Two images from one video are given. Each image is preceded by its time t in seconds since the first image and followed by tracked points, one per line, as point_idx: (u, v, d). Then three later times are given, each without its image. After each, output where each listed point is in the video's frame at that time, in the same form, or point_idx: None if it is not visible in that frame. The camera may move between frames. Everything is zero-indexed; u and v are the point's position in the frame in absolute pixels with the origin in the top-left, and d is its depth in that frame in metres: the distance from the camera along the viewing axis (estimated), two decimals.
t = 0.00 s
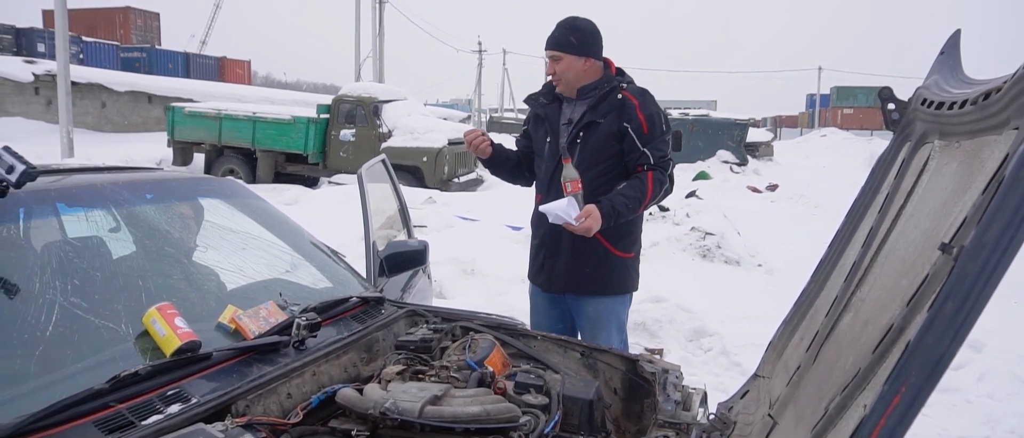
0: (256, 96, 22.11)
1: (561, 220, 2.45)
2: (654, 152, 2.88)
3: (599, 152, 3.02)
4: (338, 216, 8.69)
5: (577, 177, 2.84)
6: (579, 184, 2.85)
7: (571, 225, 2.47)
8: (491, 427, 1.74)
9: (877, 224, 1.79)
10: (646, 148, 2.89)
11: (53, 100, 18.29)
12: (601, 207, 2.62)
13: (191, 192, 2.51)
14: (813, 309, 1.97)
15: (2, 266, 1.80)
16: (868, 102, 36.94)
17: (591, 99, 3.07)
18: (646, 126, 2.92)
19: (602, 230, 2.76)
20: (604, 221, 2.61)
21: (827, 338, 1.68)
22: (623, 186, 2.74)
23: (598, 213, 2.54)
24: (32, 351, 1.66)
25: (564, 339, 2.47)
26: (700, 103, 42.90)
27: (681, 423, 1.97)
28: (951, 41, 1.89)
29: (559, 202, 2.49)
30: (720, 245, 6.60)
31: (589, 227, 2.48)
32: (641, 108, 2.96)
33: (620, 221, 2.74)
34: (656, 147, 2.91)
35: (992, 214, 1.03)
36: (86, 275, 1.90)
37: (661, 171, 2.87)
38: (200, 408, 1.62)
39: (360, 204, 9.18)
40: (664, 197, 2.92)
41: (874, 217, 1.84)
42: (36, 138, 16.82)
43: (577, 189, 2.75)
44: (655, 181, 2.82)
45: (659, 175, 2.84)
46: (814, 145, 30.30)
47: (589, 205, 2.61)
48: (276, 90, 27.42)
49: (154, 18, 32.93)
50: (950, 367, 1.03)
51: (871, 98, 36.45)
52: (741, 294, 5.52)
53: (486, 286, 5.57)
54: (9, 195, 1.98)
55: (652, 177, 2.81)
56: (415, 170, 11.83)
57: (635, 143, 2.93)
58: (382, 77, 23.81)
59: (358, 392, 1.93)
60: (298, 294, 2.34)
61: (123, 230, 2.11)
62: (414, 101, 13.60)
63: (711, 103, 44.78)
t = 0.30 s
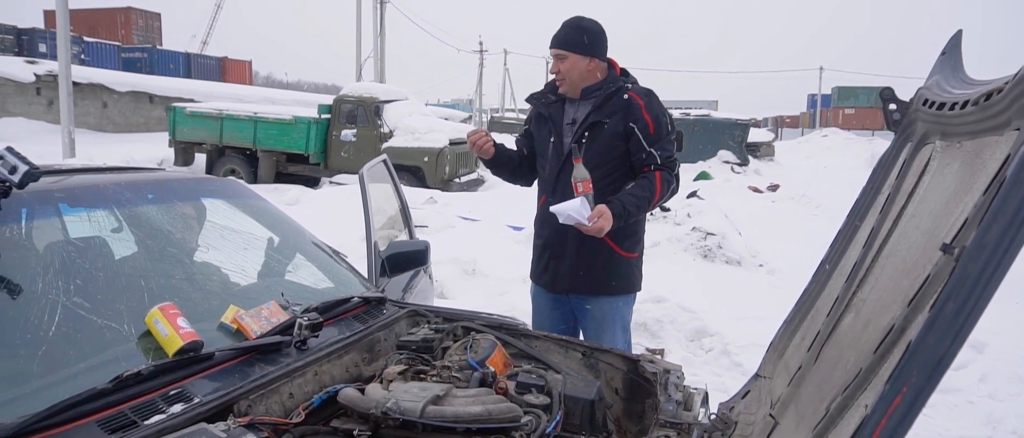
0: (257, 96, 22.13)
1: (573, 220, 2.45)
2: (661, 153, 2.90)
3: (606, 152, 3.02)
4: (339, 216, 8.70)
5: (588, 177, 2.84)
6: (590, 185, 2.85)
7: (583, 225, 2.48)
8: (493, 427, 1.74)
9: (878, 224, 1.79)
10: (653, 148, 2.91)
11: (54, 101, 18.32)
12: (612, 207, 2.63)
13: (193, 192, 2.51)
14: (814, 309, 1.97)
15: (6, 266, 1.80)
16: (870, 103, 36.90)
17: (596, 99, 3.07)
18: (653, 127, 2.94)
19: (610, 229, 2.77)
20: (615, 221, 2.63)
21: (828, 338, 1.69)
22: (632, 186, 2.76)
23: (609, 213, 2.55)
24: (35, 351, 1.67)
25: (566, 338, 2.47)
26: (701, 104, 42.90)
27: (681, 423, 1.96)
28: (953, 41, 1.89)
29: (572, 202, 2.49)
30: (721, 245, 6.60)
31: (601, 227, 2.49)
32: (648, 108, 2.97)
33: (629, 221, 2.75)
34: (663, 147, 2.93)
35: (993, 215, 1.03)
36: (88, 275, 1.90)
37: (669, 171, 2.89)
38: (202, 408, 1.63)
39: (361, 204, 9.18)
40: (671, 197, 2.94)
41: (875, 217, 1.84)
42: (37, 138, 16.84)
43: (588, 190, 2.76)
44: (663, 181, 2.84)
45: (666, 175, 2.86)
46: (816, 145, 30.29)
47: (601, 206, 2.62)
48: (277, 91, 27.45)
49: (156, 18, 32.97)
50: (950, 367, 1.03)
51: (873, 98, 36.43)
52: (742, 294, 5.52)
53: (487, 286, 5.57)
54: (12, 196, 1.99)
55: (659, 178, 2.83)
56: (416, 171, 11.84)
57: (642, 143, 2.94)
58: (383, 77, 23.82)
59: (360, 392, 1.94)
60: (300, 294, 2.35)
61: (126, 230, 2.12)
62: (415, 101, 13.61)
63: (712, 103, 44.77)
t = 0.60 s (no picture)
0: (257, 96, 22.12)
1: (584, 219, 2.46)
2: (666, 152, 2.92)
3: (610, 151, 3.02)
4: (339, 215, 8.70)
5: (596, 176, 2.82)
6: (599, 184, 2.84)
7: (595, 224, 2.48)
8: (494, 427, 1.74)
9: (879, 224, 1.79)
10: (658, 147, 2.92)
11: (54, 100, 18.32)
12: (621, 206, 2.64)
13: (194, 192, 2.51)
14: (815, 309, 1.97)
15: (5, 266, 1.80)
16: (870, 102, 36.88)
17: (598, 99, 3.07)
18: (657, 126, 2.95)
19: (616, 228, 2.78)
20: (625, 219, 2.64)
21: (829, 338, 1.69)
22: (639, 185, 2.76)
23: (619, 212, 2.56)
24: (35, 350, 1.67)
25: (566, 338, 2.47)
26: (701, 104, 42.88)
27: (682, 422, 1.96)
28: (953, 40, 1.89)
29: (583, 201, 2.49)
30: (721, 245, 6.60)
31: (613, 226, 2.50)
32: (652, 108, 2.97)
33: (636, 220, 2.76)
34: (667, 146, 2.94)
35: (994, 213, 1.03)
36: (88, 274, 1.90)
37: (674, 170, 2.91)
38: (202, 407, 1.63)
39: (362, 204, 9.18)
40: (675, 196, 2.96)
41: (875, 217, 1.84)
42: (37, 138, 16.83)
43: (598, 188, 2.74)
44: (669, 180, 2.85)
45: (672, 174, 2.88)
46: (816, 144, 30.28)
47: (610, 205, 2.62)
48: (277, 91, 27.45)
49: (157, 18, 32.99)
50: (951, 366, 1.03)
51: (873, 98, 36.44)
52: (743, 294, 5.51)
53: (488, 286, 5.56)
54: (12, 195, 1.99)
55: (665, 177, 2.85)
56: (416, 170, 11.84)
57: (646, 142, 2.95)
58: (383, 77, 23.82)
59: (360, 392, 1.93)
60: (301, 294, 2.35)
61: (127, 229, 2.12)
62: (415, 101, 13.60)
63: (712, 103, 44.77)
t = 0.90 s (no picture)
0: (257, 96, 22.11)
1: (591, 218, 2.45)
2: (669, 151, 2.92)
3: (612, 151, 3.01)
4: (339, 216, 8.69)
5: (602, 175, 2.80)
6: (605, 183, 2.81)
7: (600, 223, 2.48)
8: (494, 426, 1.74)
9: (879, 223, 1.79)
10: (660, 147, 2.93)
11: (54, 100, 18.30)
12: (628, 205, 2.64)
13: (193, 191, 2.51)
14: (815, 308, 1.97)
15: (5, 265, 1.80)
16: (870, 102, 36.89)
17: (600, 98, 3.07)
18: (660, 126, 2.95)
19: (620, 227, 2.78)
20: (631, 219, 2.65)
21: (829, 337, 1.69)
22: (643, 184, 2.76)
23: (625, 211, 2.56)
24: (35, 349, 1.67)
25: (566, 338, 2.46)
26: (701, 104, 42.87)
27: (682, 422, 1.96)
28: (953, 40, 1.89)
29: (589, 200, 2.49)
30: (721, 245, 6.59)
31: (619, 225, 2.49)
32: (654, 107, 2.98)
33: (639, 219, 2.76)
34: (670, 146, 2.95)
35: (994, 212, 1.03)
36: (88, 274, 1.90)
37: (677, 170, 2.92)
38: (202, 407, 1.62)
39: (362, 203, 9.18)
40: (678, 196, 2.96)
41: (874, 217, 1.84)
42: (37, 137, 16.83)
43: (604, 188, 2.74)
44: (672, 179, 2.86)
45: (675, 174, 2.88)
46: (816, 144, 30.27)
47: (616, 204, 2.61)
48: (277, 90, 27.44)
49: (157, 18, 33.01)
50: (951, 366, 1.03)
51: (873, 98, 36.44)
52: (743, 294, 5.51)
53: (487, 286, 5.56)
54: (11, 194, 1.98)
55: (669, 176, 2.85)
56: (416, 170, 11.84)
57: (649, 142, 2.95)
58: (383, 77, 23.81)
59: (360, 391, 1.93)
60: (301, 293, 2.35)
61: (126, 228, 2.12)
62: (415, 101, 13.59)
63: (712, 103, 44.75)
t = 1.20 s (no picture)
0: (257, 96, 22.10)
1: (581, 219, 2.45)
2: (666, 151, 2.92)
3: (610, 151, 3.01)
4: (339, 215, 8.68)
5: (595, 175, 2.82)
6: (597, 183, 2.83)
7: (592, 224, 2.47)
8: (493, 426, 1.74)
9: (878, 223, 1.79)
10: (657, 147, 2.92)
11: (53, 100, 18.29)
12: (619, 205, 2.64)
13: (193, 191, 2.51)
14: (814, 308, 1.96)
15: (4, 265, 1.79)
16: (870, 102, 36.93)
17: (598, 98, 3.07)
18: (657, 125, 2.94)
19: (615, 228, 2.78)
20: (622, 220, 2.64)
21: (828, 337, 1.69)
22: (638, 185, 2.76)
23: (617, 211, 2.55)
24: (34, 349, 1.66)
25: (566, 338, 2.46)
26: (700, 104, 42.86)
27: (682, 422, 1.96)
28: (952, 40, 1.89)
29: (580, 200, 2.50)
30: (721, 245, 6.59)
31: (610, 225, 2.50)
32: (651, 107, 2.97)
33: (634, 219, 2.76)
34: (667, 145, 2.95)
35: (995, 211, 1.03)
36: (87, 274, 1.89)
37: (673, 170, 2.92)
38: (201, 407, 1.62)
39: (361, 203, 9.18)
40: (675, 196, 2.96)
41: (874, 218, 1.84)
42: (37, 137, 16.82)
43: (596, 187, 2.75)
44: (668, 179, 2.86)
45: (671, 174, 2.88)
46: (816, 144, 30.30)
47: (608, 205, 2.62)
48: (277, 90, 27.43)
49: (157, 17, 33.01)
50: (951, 366, 1.03)
51: (872, 98, 36.46)
52: (743, 294, 5.51)
53: (487, 286, 5.55)
54: (10, 194, 1.98)
55: (665, 176, 2.85)
56: (415, 170, 11.85)
57: (646, 141, 2.94)
58: (383, 77, 23.81)
59: (359, 391, 1.93)
60: (300, 293, 2.35)
61: (125, 228, 2.12)
62: (414, 101, 13.58)
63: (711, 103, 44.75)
